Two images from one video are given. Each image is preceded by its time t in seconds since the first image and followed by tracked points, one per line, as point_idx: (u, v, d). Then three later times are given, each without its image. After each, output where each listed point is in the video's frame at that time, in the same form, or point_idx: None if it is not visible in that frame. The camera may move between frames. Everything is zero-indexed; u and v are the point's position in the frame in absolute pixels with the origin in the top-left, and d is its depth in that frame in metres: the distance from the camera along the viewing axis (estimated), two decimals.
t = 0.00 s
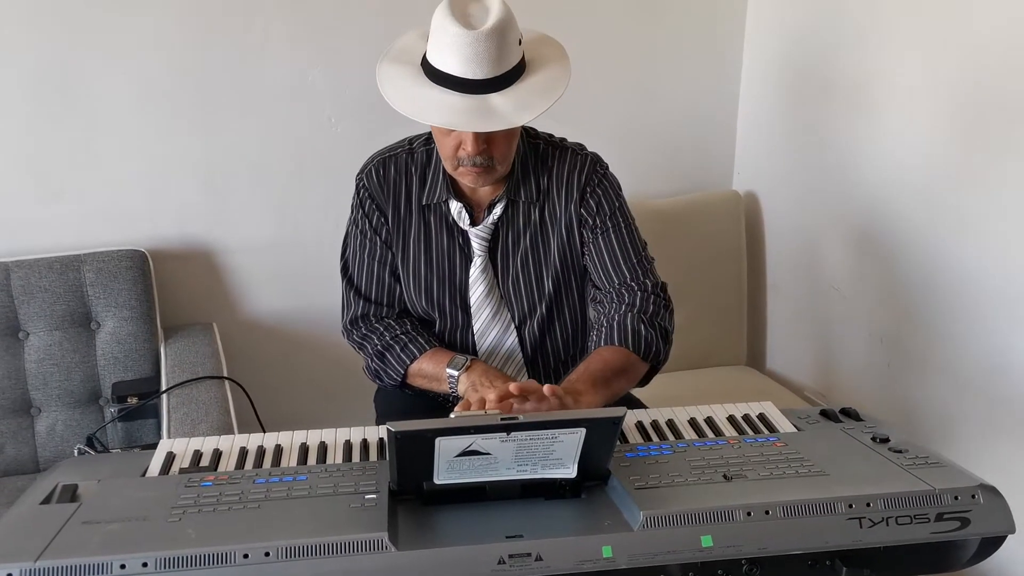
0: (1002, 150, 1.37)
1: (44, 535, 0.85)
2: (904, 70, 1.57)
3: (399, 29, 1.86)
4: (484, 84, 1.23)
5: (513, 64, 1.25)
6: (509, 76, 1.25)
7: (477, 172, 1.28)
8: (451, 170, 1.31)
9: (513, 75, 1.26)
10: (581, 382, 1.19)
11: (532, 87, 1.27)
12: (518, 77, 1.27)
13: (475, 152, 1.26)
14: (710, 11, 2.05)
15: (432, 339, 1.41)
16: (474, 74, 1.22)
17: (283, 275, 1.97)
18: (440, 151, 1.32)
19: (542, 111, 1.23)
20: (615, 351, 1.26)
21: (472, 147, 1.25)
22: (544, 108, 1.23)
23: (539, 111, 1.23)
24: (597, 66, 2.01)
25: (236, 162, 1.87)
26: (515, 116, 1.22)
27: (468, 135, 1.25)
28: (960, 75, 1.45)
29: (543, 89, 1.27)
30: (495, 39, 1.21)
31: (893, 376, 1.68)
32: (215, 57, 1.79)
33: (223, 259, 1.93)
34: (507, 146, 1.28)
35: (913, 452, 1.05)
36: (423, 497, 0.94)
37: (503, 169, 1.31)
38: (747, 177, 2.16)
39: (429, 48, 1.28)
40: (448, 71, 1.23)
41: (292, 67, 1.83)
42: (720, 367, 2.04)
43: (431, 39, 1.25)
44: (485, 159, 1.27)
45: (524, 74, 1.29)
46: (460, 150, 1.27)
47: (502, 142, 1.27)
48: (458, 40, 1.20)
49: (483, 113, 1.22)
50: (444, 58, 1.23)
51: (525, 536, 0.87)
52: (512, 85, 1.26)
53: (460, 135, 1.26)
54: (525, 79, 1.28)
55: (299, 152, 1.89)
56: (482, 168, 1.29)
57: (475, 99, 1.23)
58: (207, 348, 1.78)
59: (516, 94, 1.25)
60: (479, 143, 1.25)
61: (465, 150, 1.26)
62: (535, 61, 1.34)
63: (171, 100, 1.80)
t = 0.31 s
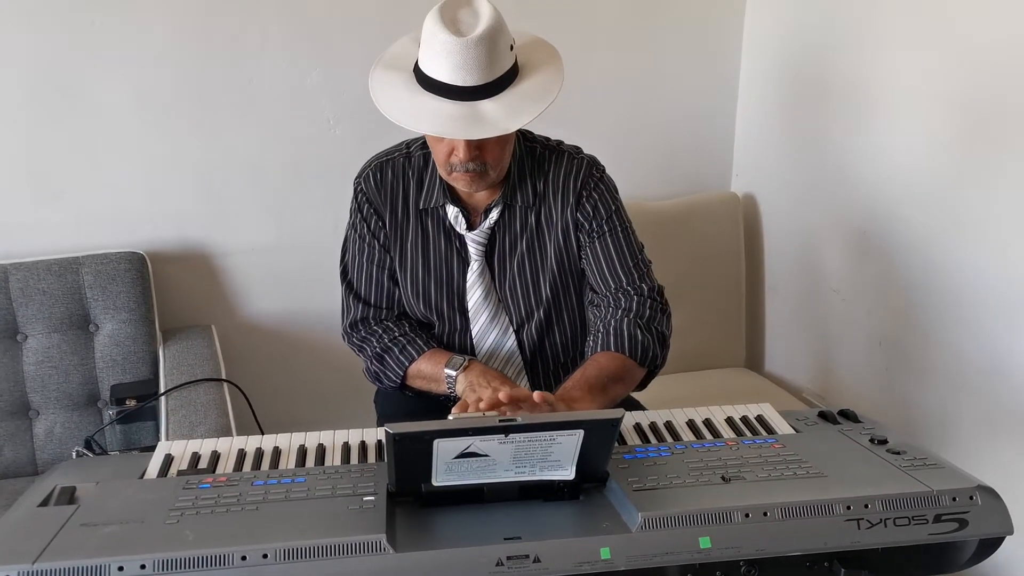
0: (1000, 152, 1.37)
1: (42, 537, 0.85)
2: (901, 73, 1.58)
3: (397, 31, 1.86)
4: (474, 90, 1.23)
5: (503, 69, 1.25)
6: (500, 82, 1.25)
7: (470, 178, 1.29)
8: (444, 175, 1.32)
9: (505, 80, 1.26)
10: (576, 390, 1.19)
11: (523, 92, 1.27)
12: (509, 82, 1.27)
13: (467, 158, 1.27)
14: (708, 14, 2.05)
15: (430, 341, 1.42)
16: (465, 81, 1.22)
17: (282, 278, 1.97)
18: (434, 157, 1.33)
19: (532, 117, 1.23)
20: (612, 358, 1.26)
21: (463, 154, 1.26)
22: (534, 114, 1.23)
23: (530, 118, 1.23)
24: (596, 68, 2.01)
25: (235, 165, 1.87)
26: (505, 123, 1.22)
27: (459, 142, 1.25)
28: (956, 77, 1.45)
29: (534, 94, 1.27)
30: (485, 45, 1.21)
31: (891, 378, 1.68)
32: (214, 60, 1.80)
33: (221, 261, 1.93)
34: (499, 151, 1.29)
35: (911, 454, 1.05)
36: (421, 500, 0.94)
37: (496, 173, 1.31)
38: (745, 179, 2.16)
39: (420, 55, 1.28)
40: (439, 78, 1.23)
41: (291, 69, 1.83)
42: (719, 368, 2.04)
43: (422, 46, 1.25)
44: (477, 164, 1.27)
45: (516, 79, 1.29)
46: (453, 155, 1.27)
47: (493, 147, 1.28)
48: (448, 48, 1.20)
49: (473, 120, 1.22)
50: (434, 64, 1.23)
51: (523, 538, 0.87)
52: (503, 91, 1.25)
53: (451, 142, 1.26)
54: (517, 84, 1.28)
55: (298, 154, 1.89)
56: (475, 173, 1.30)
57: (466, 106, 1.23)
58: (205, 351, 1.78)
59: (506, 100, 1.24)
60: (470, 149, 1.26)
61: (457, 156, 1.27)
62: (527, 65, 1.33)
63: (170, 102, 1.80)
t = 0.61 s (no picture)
0: (1000, 153, 1.37)
1: (39, 540, 0.85)
2: (901, 74, 1.58)
3: (397, 33, 1.87)
4: (473, 93, 1.23)
5: (502, 72, 1.25)
6: (499, 85, 1.25)
7: (469, 181, 1.29)
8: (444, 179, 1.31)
9: (503, 83, 1.26)
10: (575, 395, 1.20)
11: (522, 95, 1.27)
12: (508, 85, 1.27)
13: (467, 161, 1.26)
14: (708, 16, 2.05)
15: (429, 345, 1.42)
16: (464, 83, 1.22)
17: (280, 280, 1.97)
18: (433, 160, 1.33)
19: (531, 121, 1.23)
20: (612, 362, 1.26)
21: (462, 157, 1.25)
22: (533, 117, 1.23)
23: (530, 120, 1.23)
24: (594, 69, 2.02)
25: (234, 166, 1.87)
26: (505, 125, 1.22)
27: (458, 145, 1.25)
28: (955, 77, 1.45)
29: (533, 97, 1.27)
30: (483, 48, 1.21)
31: (890, 380, 1.68)
32: (213, 62, 1.80)
33: (220, 262, 1.92)
34: (499, 154, 1.29)
35: (909, 456, 1.05)
36: (419, 502, 0.93)
37: (495, 177, 1.31)
38: (743, 181, 2.16)
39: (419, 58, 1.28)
40: (438, 81, 1.23)
41: (290, 71, 1.84)
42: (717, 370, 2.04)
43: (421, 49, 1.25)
44: (477, 168, 1.27)
45: (515, 82, 1.29)
46: (452, 159, 1.27)
47: (493, 150, 1.28)
48: (447, 50, 1.20)
49: (473, 122, 1.22)
50: (433, 66, 1.23)
51: (521, 540, 0.87)
52: (502, 94, 1.26)
53: (450, 145, 1.26)
54: (516, 87, 1.28)
55: (297, 156, 1.89)
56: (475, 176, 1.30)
57: (466, 108, 1.23)
58: (203, 352, 1.78)
59: (505, 103, 1.24)
60: (470, 152, 1.25)
61: (456, 159, 1.26)
62: (527, 68, 1.33)
63: (169, 104, 1.80)
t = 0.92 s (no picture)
0: (999, 153, 1.37)
1: (36, 544, 0.84)
2: (900, 75, 1.58)
3: (396, 35, 1.87)
4: (471, 94, 1.23)
5: (500, 73, 1.25)
6: (498, 87, 1.25)
7: (468, 181, 1.29)
8: (444, 180, 1.31)
9: (502, 85, 1.26)
10: (571, 386, 1.21)
11: (521, 96, 1.27)
12: (507, 86, 1.27)
13: (466, 162, 1.26)
14: (707, 17, 2.06)
15: (427, 347, 1.41)
16: (463, 85, 1.22)
17: (278, 281, 1.97)
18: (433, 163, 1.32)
19: (529, 122, 1.23)
20: (608, 360, 1.27)
21: (462, 158, 1.25)
22: (531, 118, 1.23)
23: (528, 122, 1.23)
24: (593, 71, 2.02)
25: (232, 168, 1.87)
26: (504, 126, 1.21)
27: (458, 146, 1.25)
28: (954, 78, 1.46)
29: (532, 98, 1.27)
30: (482, 49, 1.21)
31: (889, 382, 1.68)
32: (213, 65, 1.80)
33: (218, 264, 1.92)
34: (498, 154, 1.28)
35: (909, 457, 1.05)
36: (418, 504, 0.93)
37: (494, 177, 1.31)
38: (742, 182, 2.16)
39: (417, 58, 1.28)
40: (437, 83, 1.23)
41: (288, 72, 1.83)
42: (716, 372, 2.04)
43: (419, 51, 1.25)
44: (476, 168, 1.27)
45: (514, 83, 1.29)
46: (452, 159, 1.27)
47: (492, 151, 1.27)
48: (446, 52, 1.20)
49: (471, 124, 1.22)
50: (431, 67, 1.23)
51: (520, 543, 0.87)
52: (501, 96, 1.26)
53: (450, 146, 1.25)
54: (514, 88, 1.28)
55: (295, 158, 1.89)
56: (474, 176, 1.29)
57: (464, 110, 1.23)
58: (201, 355, 1.78)
59: (503, 103, 1.24)
60: (470, 153, 1.25)
61: (456, 160, 1.26)
62: (526, 69, 1.33)
63: (168, 105, 1.80)
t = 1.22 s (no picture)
0: (998, 152, 1.37)
1: (35, 546, 0.84)
2: (899, 74, 1.58)
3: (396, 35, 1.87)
4: (469, 75, 1.23)
5: (494, 55, 1.26)
6: (492, 67, 1.25)
7: (469, 164, 1.28)
8: (443, 164, 1.31)
9: (495, 66, 1.26)
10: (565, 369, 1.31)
11: (514, 76, 1.27)
12: (501, 66, 1.28)
13: (467, 144, 1.26)
14: (707, 17, 2.06)
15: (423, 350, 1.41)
16: (459, 67, 1.22)
17: (278, 283, 1.97)
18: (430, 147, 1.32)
19: (527, 97, 1.24)
20: (597, 354, 1.37)
21: (464, 139, 1.25)
22: (528, 94, 1.24)
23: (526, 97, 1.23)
24: (593, 71, 2.02)
25: (232, 169, 1.87)
26: (504, 103, 1.22)
27: (460, 128, 1.25)
28: (953, 78, 1.46)
29: (526, 76, 1.27)
30: (476, 31, 1.22)
31: (888, 384, 1.69)
32: (213, 65, 1.80)
33: (218, 266, 1.92)
34: (496, 134, 1.29)
35: (909, 459, 1.04)
36: (418, 506, 0.93)
37: (494, 159, 1.31)
38: (742, 183, 2.16)
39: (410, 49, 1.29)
40: (432, 68, 1.23)
41: (288, 72, 1.83)
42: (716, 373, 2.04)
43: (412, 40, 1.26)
44: (477, 149, 1.27)
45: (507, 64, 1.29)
46: (452, 143, 1.27)
47: (491, 132, 1.28)
48: (440, 36, 1.21)
49: (472, 103, 1.22)
50: (427, 53, 1.23)
51: (520, 545, 0.87)
52: (496, 76, 1.26)
53: (451, 128, 1.26)
54: (508, 68, 1.29)
55: (295, 159, 1.89)
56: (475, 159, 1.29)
57: (462, 92, 1.23)
58: (200, 356, 1.78)
59: (500, 83, 1.25)
60: (470, 135, 1.26)
61: (457, 143, 1.26)
62: (517, 51, 1.34)
63: (167, 105, 1.80)
